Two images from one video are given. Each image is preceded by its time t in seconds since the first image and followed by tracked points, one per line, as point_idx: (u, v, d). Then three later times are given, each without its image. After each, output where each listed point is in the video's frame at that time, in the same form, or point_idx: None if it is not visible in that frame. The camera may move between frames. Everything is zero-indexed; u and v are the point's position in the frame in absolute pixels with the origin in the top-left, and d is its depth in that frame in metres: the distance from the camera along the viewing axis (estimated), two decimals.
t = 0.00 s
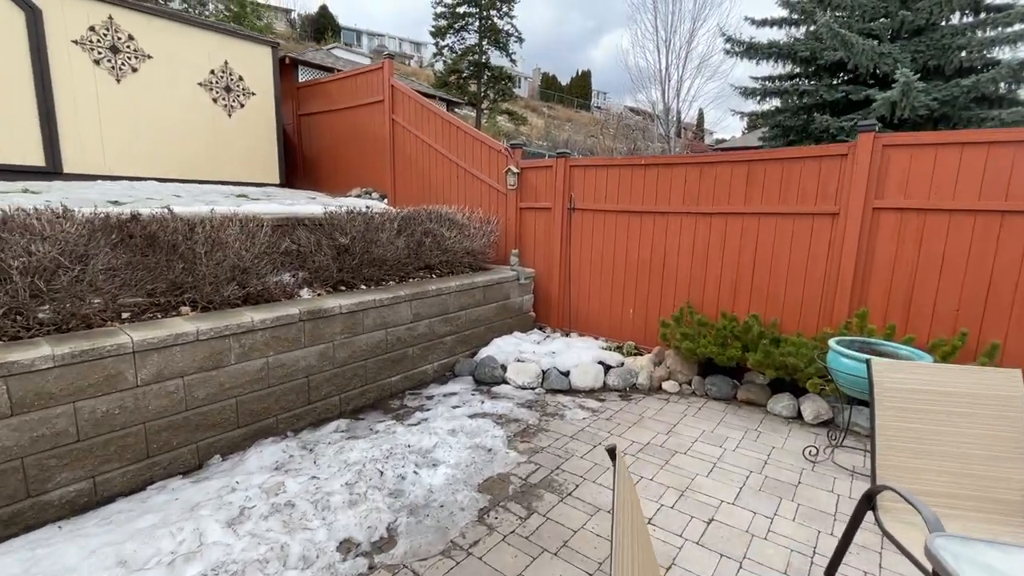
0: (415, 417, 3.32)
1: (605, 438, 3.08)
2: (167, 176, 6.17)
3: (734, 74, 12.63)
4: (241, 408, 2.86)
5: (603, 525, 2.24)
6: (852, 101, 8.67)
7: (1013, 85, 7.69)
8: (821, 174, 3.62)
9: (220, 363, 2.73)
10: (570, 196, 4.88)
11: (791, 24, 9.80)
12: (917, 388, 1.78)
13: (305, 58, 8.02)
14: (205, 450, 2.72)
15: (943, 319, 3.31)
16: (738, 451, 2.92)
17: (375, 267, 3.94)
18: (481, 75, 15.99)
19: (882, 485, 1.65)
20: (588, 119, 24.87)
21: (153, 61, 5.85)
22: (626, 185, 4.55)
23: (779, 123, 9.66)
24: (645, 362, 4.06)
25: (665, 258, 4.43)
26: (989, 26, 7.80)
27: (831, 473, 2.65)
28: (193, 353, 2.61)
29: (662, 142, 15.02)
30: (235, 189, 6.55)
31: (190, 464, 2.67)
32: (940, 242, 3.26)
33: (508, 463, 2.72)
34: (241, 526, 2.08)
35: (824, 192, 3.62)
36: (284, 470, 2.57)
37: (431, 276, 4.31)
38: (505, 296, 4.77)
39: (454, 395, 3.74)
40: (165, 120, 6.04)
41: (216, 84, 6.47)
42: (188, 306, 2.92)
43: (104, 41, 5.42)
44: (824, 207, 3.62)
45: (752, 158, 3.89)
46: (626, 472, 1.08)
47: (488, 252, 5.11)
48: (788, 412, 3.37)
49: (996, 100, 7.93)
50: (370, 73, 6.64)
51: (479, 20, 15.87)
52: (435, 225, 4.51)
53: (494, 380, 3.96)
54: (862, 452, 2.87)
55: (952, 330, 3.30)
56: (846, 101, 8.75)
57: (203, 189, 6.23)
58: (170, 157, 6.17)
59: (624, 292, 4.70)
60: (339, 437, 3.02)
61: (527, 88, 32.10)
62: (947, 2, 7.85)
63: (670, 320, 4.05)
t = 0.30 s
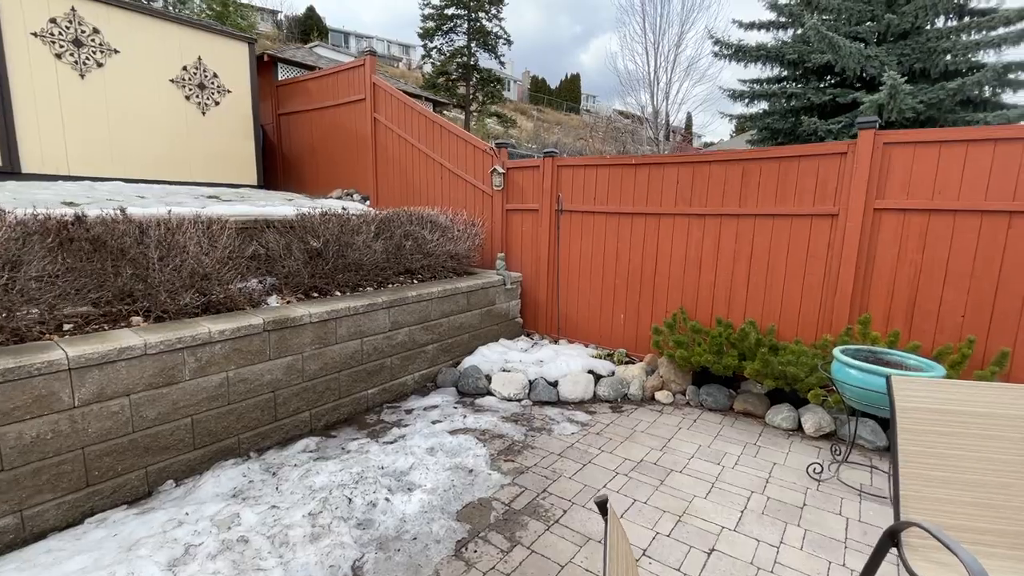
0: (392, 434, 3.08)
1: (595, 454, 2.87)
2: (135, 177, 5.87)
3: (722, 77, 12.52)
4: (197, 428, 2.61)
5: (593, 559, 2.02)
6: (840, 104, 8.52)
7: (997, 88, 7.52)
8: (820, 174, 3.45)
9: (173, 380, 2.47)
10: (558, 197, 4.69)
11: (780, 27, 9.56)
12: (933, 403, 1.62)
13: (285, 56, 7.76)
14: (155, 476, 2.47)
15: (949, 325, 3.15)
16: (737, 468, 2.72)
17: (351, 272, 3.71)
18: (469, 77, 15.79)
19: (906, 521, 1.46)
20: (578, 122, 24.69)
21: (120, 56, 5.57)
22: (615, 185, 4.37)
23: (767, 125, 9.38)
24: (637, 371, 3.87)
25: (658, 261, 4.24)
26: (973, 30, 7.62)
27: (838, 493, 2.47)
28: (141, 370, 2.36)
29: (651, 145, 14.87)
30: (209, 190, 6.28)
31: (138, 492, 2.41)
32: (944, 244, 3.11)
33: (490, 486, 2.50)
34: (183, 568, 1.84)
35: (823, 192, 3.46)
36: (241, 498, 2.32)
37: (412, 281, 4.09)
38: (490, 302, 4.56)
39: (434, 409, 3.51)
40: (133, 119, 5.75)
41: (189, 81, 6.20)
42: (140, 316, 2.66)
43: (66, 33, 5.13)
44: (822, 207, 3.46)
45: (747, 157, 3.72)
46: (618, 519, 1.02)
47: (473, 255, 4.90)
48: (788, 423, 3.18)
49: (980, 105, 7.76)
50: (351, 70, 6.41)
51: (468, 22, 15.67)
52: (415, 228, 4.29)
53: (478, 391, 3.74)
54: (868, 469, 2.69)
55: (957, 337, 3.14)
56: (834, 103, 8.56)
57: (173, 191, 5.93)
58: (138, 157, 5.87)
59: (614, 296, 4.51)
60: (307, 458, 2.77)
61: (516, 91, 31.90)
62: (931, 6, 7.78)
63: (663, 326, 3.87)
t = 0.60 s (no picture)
0: (346, 456, 2.80)
1: (569, 472, 2.67)
2: (61, 175, 5.34)
3: (685, 81, 12.58)
4: (115, 460, 2.27)
5: None
6: (799, 109, 8.58)
7: (941, 95, 7.70)
8: (793, 172, 3.37)
9: (83, 407, 2.13)
10: (526, 197, 4.49)
11: (740, 32, 9.65)
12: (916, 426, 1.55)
13: (236, 48, 7.30)
14: (61, 519, 2.12)
15: (923, 325, 3.10)
16: (718, 482, 2.56)
17: (301, 278, 3.40)
18: (435, 78, 15.46)
19: (916, 552, 1.31)
20: (545, 124, 24.57)
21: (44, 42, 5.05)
22: (584, 184, 4.21)
23: (729, 129, 9.31)
24: (609, 378, 3.70)
25: (629, 263, 4.09)
26: (920, 39, 7.72)
27: (823, 507, 2.34)
28: (40, 397, 2.01)
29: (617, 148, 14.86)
30: (149, 190, 5.80)
31: (39, 539, 2.06)
32: (917, 242, 3.05)
33: (454, 514, 2.26)
34: None
35: (796, 191, 3.37)
36: (163, 542, 2.01)
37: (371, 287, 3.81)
38: (456, 308, 4.31)
39: (394, 425, 3.24)
40: (60, 111, 5.24)
41: (126, 71, 5.71)
42: (46, 333, 2.30)
43: None
44: (795, 206, 3.38)
45: (719, 155, 3.61)
46: None
47: (437, 258, 4.64)
48: (766, 431, 3.07)
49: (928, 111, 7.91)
50: (307, 63, 6.04)
51: (433, 21, 15.33)
52: (373, 230, 4.01)
53: (443, 404, 3.49)
54: (850, 478, 2.58)
55: (931, 337, 3.09)
56: (792, 107, 8.62)
57: (108, 190, 5.44)
58: (66, 153, 5.36)
59: (585, 300, 4.34)
60: (247, 489, 2.47)
61: (483, 92, 31.56)
62: (883, 14, 7.63)
63: (636, 331, 3.71)
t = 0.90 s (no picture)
0: (272, 490, 2.48)
1: (522, 493, 2.48)
2: None
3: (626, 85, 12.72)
4: None
5: None
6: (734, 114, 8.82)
7: (859, 104, 8.13)
8: (739, 173, 3.35)
9: None
10: (471, 198, 4.27)
11: (679, 39, 9.65)
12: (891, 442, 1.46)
13: (151, 33, 6.62)
14: None
15: (864, 324, 3.16)
16: (677, 495, 2.46)
17: (219, 288, 3.03)
18: (379, 75, 14.91)
19: None
20: (492, 125, 24.37)
21: None
22: (532, 185, 4.05)
23: (670, 132, 9.53)
24: (562, 386, 3.56)
25: (580, 266, 3.97)
26: (841, 51, 8.06)
27: (781, 516, 2.29)
28: None
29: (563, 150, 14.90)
30: (45, 189, 5.12)
31: None
32: (858, 243, 3.10)
33: (395, 553, 2.01)
34: None
35: (743, 192, 3.36)
36: None
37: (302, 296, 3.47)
38: (399, 316, 4.03)
39: (330, 449, 2.94)
40: None
41: (14, 53, 5.00)
42: None
43: None
44: (741, 207, 3.37)
45: (667, 155, 3.55)
46: None
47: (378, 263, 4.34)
48: (720, 436, 3.02)
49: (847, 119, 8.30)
50: (231, 51, 5.53)
51: (375, 17, 14.78)
52: (303, 234, 3.67)
53: (385, 422, 3.22)
54: (804, 483, 2.55)
55: (872, 336, 3.15)
56: (728, 113, 8.85)
57: None
58: None
59: (535, 304, 4.18)
60: (149, 538, 2.11)
61: (428, 92, 30.95)
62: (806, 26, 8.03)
63: (588, 336, 3.59)
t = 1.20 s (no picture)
0: (157, 539, 2.07)
1: (459, 517, 2.25)
2: None
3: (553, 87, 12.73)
4: None
5: None
6: (656, 118, 9.05)
7: (764, 112, 8.61)
8: (672, 168, 3.32)
9: None
10: (396, 193, 3.96)
11: (602, 43, 9.76)
12: (838, 452, 1.41)
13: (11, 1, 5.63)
14: None
15: (790, 316, 3.23)
16: (623, 504, 2.34)
17: (86, 298, 2.52)
18: (298, 68, 13.92)
19: None
20: (421, 124, 23.73)
21: None
22: (462, 180, 3.81)
23: (596, 134, 9.69)
24: (499, 392, 3.36)
25: (514, 265, 3.79)
26: (748, 62, 8.44)
27: (726, 518, 2.23)
28: None
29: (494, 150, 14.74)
30: None
31: None
32: (784, 237, 3.16)
33: None
34: None
35: (675, 187, 3.33)
36: None
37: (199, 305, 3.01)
38: (318, 323, 3.64)
39: (234, 482, 2.54)
40: None
41: None
42: None
43: None
44: (674, 202, 3.34)
45: (600, 150, 3.45)
46: None
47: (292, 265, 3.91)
48: (660, 436, 2.96)
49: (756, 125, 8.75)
50: (111, 25, 4.81)
51: (292, 6, 13.81)
52: (199, 233, 3.20)
53: (302, 445, 2.86)
54: (745, 481, 2.52)
55: (798, 328, 3.23)
56: (649, 116, 9.07)
57: None
58: None
59: (468, 306, 3.95)
60: None
61: (353, 87, 29.64)
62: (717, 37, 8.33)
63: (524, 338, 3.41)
